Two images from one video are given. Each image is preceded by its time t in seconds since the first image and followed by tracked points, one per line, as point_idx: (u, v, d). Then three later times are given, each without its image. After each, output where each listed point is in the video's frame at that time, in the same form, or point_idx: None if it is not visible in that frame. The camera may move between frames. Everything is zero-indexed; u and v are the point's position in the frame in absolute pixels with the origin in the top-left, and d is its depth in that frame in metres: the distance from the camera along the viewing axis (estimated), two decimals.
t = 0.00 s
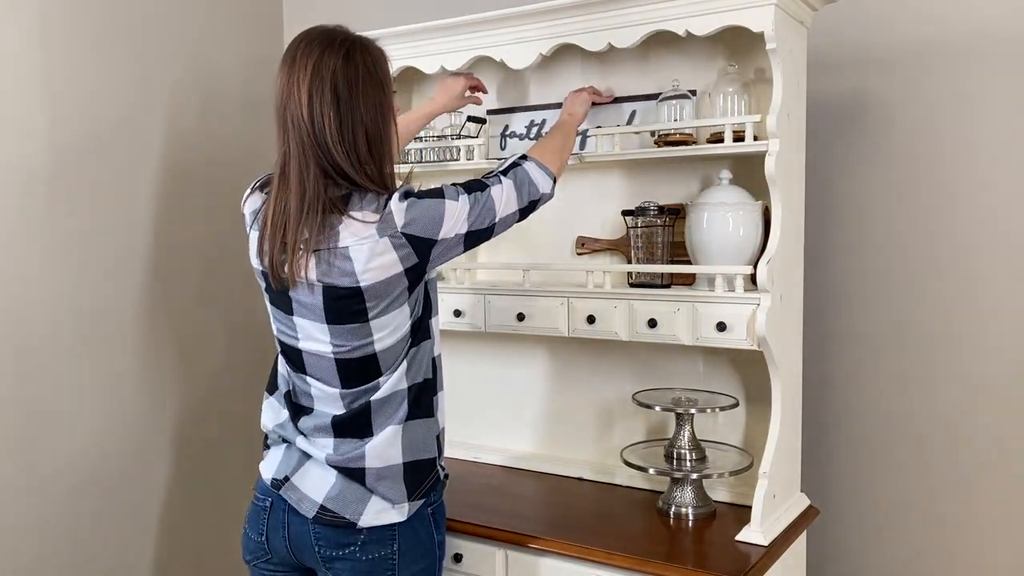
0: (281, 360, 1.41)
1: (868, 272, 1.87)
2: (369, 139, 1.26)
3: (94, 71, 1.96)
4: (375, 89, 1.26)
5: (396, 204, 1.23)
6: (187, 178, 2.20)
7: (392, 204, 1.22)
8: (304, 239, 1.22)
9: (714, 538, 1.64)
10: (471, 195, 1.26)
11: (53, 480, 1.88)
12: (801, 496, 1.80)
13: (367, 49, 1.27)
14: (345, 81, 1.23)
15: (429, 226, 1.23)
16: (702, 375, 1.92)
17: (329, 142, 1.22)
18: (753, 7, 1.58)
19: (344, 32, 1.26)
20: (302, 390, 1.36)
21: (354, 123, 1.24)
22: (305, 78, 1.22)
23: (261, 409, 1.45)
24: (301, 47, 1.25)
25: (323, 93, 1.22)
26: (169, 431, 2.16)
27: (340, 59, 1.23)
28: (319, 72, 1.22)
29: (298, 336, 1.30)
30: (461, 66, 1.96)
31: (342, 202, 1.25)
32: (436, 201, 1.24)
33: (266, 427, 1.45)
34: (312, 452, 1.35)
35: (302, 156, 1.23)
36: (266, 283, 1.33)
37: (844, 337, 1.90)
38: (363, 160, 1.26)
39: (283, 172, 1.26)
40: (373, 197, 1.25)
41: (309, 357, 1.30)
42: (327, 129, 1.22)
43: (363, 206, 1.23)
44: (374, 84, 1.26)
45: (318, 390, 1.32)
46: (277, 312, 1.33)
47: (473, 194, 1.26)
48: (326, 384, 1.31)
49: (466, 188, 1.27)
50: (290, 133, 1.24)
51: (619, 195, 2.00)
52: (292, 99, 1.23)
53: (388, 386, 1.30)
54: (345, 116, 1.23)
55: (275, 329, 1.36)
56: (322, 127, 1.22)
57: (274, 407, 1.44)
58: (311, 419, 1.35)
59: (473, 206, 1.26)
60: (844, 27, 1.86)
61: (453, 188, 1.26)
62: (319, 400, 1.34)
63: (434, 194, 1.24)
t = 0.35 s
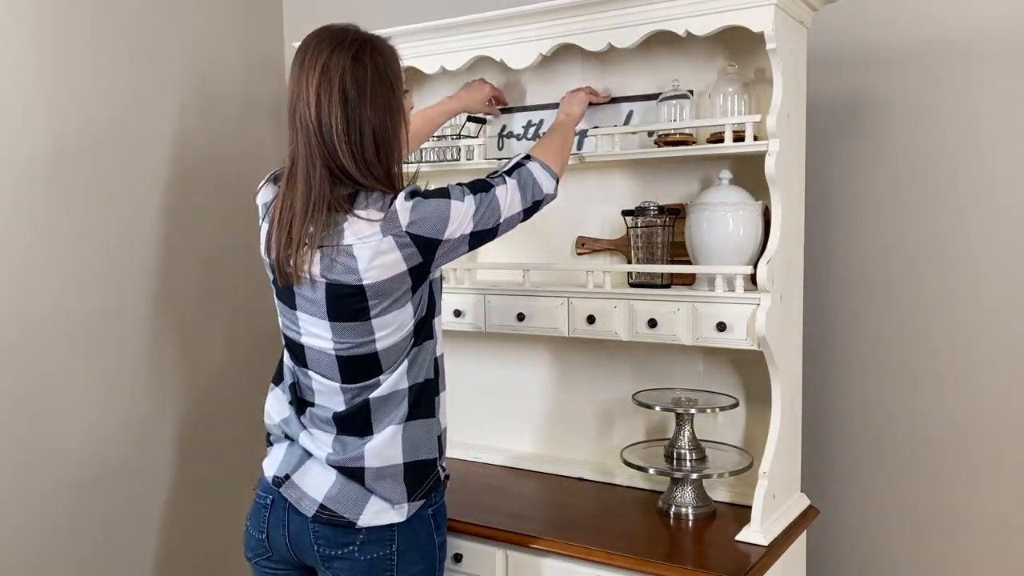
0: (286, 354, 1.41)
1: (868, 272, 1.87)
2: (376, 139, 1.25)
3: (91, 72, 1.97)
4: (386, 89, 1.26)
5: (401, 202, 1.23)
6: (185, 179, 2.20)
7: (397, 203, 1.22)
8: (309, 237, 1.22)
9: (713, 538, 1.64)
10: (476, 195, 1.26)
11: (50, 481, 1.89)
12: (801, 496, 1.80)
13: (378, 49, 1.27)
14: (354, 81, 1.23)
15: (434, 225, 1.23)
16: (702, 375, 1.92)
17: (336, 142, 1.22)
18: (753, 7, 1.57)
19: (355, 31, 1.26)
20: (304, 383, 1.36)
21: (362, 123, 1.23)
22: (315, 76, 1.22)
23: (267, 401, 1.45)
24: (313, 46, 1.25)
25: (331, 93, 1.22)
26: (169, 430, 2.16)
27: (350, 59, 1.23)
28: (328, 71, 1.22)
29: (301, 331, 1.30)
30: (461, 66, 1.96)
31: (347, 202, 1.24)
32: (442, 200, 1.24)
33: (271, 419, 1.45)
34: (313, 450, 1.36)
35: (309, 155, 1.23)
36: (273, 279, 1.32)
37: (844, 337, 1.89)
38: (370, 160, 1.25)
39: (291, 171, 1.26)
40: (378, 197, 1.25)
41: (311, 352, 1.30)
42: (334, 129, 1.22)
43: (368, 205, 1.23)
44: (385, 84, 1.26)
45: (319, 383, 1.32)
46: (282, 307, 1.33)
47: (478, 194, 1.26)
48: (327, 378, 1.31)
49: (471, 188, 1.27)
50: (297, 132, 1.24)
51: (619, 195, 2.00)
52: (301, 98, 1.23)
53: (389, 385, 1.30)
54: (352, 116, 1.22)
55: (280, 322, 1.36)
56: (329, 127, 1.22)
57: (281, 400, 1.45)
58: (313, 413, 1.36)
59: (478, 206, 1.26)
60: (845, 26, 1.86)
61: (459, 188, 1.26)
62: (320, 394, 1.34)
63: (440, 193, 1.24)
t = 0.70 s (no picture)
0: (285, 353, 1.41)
1: (869, 272, 1.87)
2: (381, 139, 1.26)
3: (90, 73, 1.97)
4: (392, 89, 1.27)
5: (399, 202, 1.22)
6: (184, 179, 2.20)
7: (395, 203, 1.22)
8: (315, 236, 1.21)
9: (714, 538, 1.64)
10: (474, 191, 1.26)
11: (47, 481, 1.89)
12: (801, 496, 1.80)
13: (385, 49, 1.28)
14: (363, 80, 1.23)
15: (432, 223, 1.22)
16: (702, 375, 1.92)
17: (345, 139, 1.22)
18: (753, 7, 1.57)
19: (361, 31, 1.27)
20: (304, 383, 1.36)
21: (371, 122, 1.24)
22: (323, 73, 1.22)
23: (267, 401, 1.46)
24: (319, 43, 1.25)
25: (341, 90, 1.22)
26: (168, 431, 2.16)
27: (359, 57, 1.24)
28: (337, 69, 1.22)
29: (300, 330, 1.31)
30: (461, 66, 1.95)
31: (350, 202, 1.24)
32: (440, 197, 1.24)
33: (270, 420, 1.46)
34: (314, 450, 1.35)
35: (315, 153, 1.22)
36: (274, 278, 1.32)
37: (844, 337, 1.89)
38: (375, 160, 1.25)
39: (295, 169, 1.25)
40: (379, 197, 1.25)
41: (312, 352, 1.30)
42: (344, 127, 1.22)
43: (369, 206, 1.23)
44: (392, 84, 1.27)
45: (320, 383, 1.32)
46: (282, 306, 1.33)
47: (476, 190, 1.26)
48: (327, 377, 1.31)
49: (470, 185, 1.27)
50: (303, 130, 1.23)
51: (619, 195, 2.00)
52: (308, 95, 1.22)
53: (389, 384, 1.30)
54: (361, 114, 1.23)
55: (280, 322, 1.36)
56: (337, 124, 1.22)
57: (279, 402, 1.45)
58: (314, 412, 1.36)
59: (477, 203, 1.26)
60: (846, 26, 1.85)
61: (458, 185, 1.26)
62: (320, 394, 1.34)
63: (438, 191, 1.24)
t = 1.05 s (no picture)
0: (298, 353, 1.41)
1: (870, 272, 1.86)
2: (391, 135, 1.26)
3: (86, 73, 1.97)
4: (399, 83, 1.26)
5: (414, 203, 1.21)
6: (181, 179, 2.20)
7: (409, 204, 1.21)
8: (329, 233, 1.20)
9: (714, 538, 1.63)
10: (489, 188, 1.25)
11: (41, 480, 1.90)
12: (801, 496, 1.79)
13: (391, 45, 1.28)
14: (370, 75, 1.23)
15: (447, 224, 1.22)
16: (702, 375, 1.91)
17: (355, 135, 1.22)
18: (753, 8, 1.57)
19: (366, 27, 1.27)
20: (317, 383, 1.36)
21: (380, 117, 1.24)
22: (330, 70, 1.22)
23: (278, 402, 1.46)
24: (325, 41, 1.24)
25: (348, 86, 1.21)
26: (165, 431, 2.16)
27: (365, 53, 1.23)
28: (345, 65, 1.22)
29: (314, 330, 1.30)
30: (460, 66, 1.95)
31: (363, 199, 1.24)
32: (455, 198, 1.23)
33: (281, 420, 1.45)
34: (324, 449, 1.35)
35: (326, 149, 1.22)
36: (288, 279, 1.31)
37: (845, 337, 1.89)
38: (386, 156, 1.25)
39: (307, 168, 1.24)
40: (394, 198, 1.24)
41: (325, 352, 1.30)
42: (354, 123, 1.21)
43: (383, 207, 1.22)
44: (399, 79, 1.26)
45: (332, 383, 1.32)
46: (296, 304, 1.32)
47: (491, 187, 1.26)
48: (340, 377, 1.30)
49: (484, 182, 1.26)
50: (313, 126, 1.22)
51: (619, 195, 1.99)
52: (316, 92, 1.22)
53: (401, 385, 1.29)
54: (371, 109, 1.23)
55: (295, 322, 1.36)
56: (348, 120, 1.21)
57: (291, 401, 1.45)
58: (326, 413, 1.35)
59: (491, 202, 1.25)
60: (846, 26, 1.85)
61: (472, 183, 1.25)
62: (333, 395, 1.33)
63: (453, 191, 1.23)
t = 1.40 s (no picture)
0: (312, 354, 1.41)
1: (870, 272, 1.86)
2: (406, 134, 1.25)
3: (83, 72, 1.97)
4: (416, 82, 1.26)
5: (432, 206, 1.21)
6: (179, 179, 2.20)
7: (428, 206, 1.21)
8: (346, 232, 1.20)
9: (714, 538, 1.63)
10: (507, 191, 1.25)
11: (39, 480, 1.89)
12: (801, 496, 1.79)
13: (407, 43, 1.27)
14: (388, 74, 1.23)
15: (465, 227, 1.21)
16: (701, 375, 1.91)
17: (374, 134, 1.21)
18: (753, 7, 1.57)
19: (381, 25, 1.26)
20: (331, 384, 1.36)
21: (398, 117, 1.24)
22: (348, 68, 1.21)
23: (292, 403, 1.46)
24: (340, 39, 1.24)
25: (366, 85, 1.21)
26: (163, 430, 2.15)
27: (382, 51, 1.23)
28: (361, 63, 1.21)
29: (330, 332, 1.30)
30: (460, 66, 1.95)
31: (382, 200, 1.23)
32: (473, 201, 1.22)
33: (295, 422, 1.45)
34: (338, 451, 1.35)
35: (343, 148, 1.21)
36: (304, 279, 1.31)
37: (846, 337, 1.89)
38: (402, 156, 1.25)
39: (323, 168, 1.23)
40: (412, 199, 1.24)
41: (342, 354, 1.30)
42: (371, 121, 1.21)
43: (401, 208, 1.22)
44: (416, 78, 1.26)
45: (348, 385, 1.32)
46: (311, 305, 1.32)
47: (509, 190, 1.25)
48: (356, 379, 1.30)
49: (502, 184, 1.26)
50: (329, 125, 1.22)
51: (619, 195, 1.99)
52: (332, 92, 1.21)
53: (418, 387, 1.29)
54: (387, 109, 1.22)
55: (309, 324, 1.36)
56: (364, 119, 1.21)
57: (304, 402, 1.45)
58: (342, 416, 1.35)
59: (509, 204, 1.24)
60: (846, 26, 1.85)
61: (490, 185, 1.24)
62: (349, 396, 1.33)
63: (471, 193, 1.23)
